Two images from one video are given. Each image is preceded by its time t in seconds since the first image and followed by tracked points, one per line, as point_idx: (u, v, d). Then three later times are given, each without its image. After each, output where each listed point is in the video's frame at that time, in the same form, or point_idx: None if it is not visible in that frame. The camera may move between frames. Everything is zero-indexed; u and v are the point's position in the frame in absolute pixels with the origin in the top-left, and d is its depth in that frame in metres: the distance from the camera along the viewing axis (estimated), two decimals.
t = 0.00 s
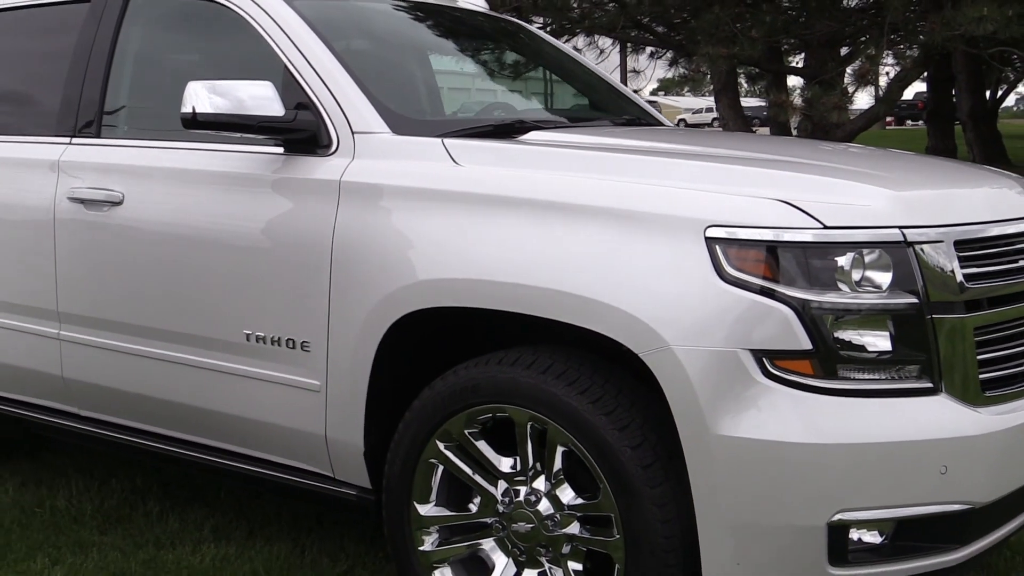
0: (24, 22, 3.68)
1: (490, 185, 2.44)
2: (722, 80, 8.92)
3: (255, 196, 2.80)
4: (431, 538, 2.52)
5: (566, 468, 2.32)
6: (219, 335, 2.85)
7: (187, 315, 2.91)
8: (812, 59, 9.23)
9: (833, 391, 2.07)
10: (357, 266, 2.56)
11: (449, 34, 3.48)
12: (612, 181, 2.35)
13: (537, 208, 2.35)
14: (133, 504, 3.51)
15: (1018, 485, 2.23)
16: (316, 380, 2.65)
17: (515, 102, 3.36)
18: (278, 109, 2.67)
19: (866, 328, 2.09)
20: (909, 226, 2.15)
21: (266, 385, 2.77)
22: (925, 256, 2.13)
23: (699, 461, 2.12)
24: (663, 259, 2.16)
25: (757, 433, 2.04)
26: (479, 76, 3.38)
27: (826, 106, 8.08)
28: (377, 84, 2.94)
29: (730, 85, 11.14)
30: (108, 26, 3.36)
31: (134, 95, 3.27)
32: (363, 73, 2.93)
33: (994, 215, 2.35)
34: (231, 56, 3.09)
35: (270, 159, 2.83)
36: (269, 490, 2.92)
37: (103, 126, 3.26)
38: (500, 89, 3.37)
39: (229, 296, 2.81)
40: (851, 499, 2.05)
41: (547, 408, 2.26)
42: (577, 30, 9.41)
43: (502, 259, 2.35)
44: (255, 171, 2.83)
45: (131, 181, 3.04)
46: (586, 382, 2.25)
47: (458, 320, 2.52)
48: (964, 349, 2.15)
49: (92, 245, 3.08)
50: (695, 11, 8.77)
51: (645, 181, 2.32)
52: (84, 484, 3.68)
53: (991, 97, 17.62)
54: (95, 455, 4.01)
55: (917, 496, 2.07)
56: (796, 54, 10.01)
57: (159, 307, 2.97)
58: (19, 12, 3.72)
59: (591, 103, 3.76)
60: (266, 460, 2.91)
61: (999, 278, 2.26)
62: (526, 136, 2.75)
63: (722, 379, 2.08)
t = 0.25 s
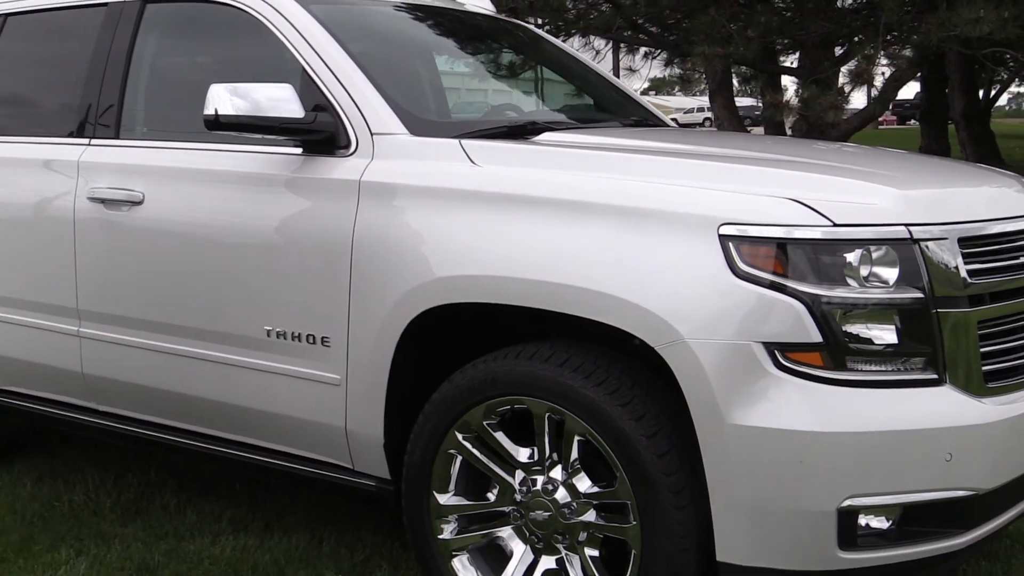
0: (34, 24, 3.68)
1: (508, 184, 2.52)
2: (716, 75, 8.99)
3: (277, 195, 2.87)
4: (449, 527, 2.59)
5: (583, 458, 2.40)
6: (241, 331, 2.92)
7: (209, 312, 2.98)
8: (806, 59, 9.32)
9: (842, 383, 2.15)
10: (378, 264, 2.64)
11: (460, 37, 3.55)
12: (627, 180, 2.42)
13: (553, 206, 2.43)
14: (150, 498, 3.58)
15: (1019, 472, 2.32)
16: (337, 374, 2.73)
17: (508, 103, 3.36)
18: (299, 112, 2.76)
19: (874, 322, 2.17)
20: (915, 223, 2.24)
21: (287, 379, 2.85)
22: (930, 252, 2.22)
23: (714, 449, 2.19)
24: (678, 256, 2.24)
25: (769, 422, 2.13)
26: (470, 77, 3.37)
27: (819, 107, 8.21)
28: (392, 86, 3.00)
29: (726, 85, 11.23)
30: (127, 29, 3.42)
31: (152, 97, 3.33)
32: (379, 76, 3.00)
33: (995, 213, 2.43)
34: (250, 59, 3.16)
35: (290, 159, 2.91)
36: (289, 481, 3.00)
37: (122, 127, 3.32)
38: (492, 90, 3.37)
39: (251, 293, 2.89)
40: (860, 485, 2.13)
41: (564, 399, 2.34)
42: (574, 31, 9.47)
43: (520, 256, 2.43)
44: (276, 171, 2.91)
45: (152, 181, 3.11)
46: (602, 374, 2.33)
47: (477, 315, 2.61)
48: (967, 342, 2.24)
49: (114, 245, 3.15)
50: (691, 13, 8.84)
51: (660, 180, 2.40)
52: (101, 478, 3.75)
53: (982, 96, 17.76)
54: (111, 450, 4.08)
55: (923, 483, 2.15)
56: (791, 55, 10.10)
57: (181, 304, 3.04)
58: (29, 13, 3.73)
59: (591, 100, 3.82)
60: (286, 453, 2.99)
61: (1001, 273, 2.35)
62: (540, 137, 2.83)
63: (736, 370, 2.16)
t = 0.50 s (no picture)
0: (51, 27, 3.74)
1: (525, 184, 2.59)
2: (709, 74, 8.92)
3: (296, 196, 2.94)
4: (468, 516, 2.67)
5: (598, 449, 2.48)
6: (261, 328, 3.00)
7: (228, 310, 3.05)
8: (799, 56, 9.29)
9: (851, 375, 2.23)
10: (397, 262, 2.71)
11: (470, 38, 3.62)
12: (641, 180, 2.50)
13: (569, 206, 2.51)
14: (165, 493, 3.64)
15: (1020, 460, 2.40)
16: (357, 369, 2.81)
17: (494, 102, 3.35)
18: (318, 114, 2.83)
19: (882, 316, 2.26)
20: (921, 221, 2.32)
21: (307, 375, 2.92)
22: (935, 249, 2.30)
23: (728, 439, 2.27)
24: (693, 253, 2.32)
25: (781, 413, 2.21)
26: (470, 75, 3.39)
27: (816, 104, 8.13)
28: (406, 88, 3.06)
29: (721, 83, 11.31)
30: (143, 31, 3.47)
31: (169, 99, 3.39)
32: (394, 78, 3.06)
33: (996, 210, 2.52)
34: (267, 61, 3.22)
35: (308, 160, 2.97)
36: (308, 475, 3.07)
37: (140, 128, 3.38)
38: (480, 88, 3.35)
39: (270, 291, 2.96)
40: (868, 474, 2.21)
41: (582, 393, 2.42)
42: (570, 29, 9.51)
43: (538, 254, 2.51)
44: (294, 172, 2.97)
45: (172, 183, 3.18)
46: (619, 368, 2.41)
47: (495, 312, 2.69)
48: (970, 334, 2.32)
49: (135, 244, 3.22)
50: (688, 10, 8.93)
51: (674, 180, 2.47)
52: (117, 473, 3.82)
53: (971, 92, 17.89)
54: (125, 446, 4.15)
55: (928, 471, 2.23)
56: (782, 51, 10.18)
57: (201, 302, 3.11)
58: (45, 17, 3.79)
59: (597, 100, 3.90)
60: (306, 447, 3.06)
61: (1002, 269, 2.43)
62: (553, 137, 2.90)
63: (749, 363, 2.24)
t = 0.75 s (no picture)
0: (66, 30, 3.78)
1: (541, 184, 2.66)
2: (701, 75, 8.74)
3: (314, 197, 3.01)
4: (485, 508, 2.74)
5: (614, 442, 2.55)
6: (280, 326, 3.06)
7: (247, 308, 3.12)
8: (788, 54, 9.18)
9: (860, 369, 2.30)
10: (416, 261, 2.78)
11: (480, 41, 3.69)
12: (655, 180, 2.57)
13: (585, 206, 2.58)
14: (179, 489, 3.70)
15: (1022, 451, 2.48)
16: (375, 365, 2.87)
17: (492, 102, 3.35)
18: (337, 117, 2.89)
19: (890, 312, 2.33)
20: (927, 220, 2.39)
21: (325, 371, 2.99)
22: (940, 246, 2.38)
23: (741, 431, 2.35)
24: (707, 251, 2.39)
25: (792, 406, 2.28)
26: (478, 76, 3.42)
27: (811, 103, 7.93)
28: (420, 89, 3.11)
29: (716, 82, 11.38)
30: (160, 35, 3.53)
31: (187, 101, 3.45)
32: (408, 80, 3.12)
33: (997, 209, 2.60)
34: (283, 64, 3.29)
35: (326, 162, 3.04)
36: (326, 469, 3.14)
37: (158, 130, 3.45)
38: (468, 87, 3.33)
39: (290, 290, 3.03)
40: (878, 464, 2.28)
41: (598, 387, 2.49)
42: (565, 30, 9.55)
43: (554, 252, 2.58)
44: (313, 173, 3.04)
45: (192, 185, 3.25)
46: (635, 363, 2.48)
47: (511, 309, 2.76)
48: (974, 329, 2.39)
49: (155, 244, 3.29)
50: (678, 12, 8.89)
51: (687, 180, 2.54)
52: (133, 470, 3.88)
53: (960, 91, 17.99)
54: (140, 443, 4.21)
55: (936, 462, 2.30)
56: (772, 51, 10.25)
57: (223, 300, 3.18)
58: (60, 20, 3.83)
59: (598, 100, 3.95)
60: (324, 443, 3.13)
61: (1003, 266, 2.51)
62: (565, 138, 2.97)
63: (761, 357, 2.31)
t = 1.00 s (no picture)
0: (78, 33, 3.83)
1: (557, 186, 2.73)
2: (693, 78, 8.64)
3: (331, 199, 3.07)
4: (502, 503, 2.80)
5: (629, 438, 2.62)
6: (297, 326, 3.12)
7: (264, 308, 3.17)
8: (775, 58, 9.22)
9: (869, 364, 2.37)
10: (433, 262, 2.84)
11: (488, 46, 3.76)
12: (669, 182, 2.64)
13: (600, 207, 2.65)
14: (190, 488, 3.74)
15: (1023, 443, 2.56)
16: (393, 364, 2.93)
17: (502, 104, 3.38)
18: (355, 120, 2.95)
19: (896, 309, 2.40)
20: (933, 220, 2.47)
21: (342, 370, 3.04)
22: (945, 245, 2.45)
23: (756, 425, 2.42)
24: (721, 250, 2.46)
25: (806, 400, 2.35)
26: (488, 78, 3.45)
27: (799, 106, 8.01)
28: (433, 92, 3.16)
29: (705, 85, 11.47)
30: (174, 39, 3.58)
31: (202, 104, 3.50)
32: (422, 84, 3.18)
33: (997, 210, 2.69)
34: (298, 68, 3.34)
35: (342, 164, 3.10)
36: (342, 467, 3.19)
37: (173, 133, 3.49)
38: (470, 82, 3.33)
39: (307, 289, 3.09)
40: (888, 456, 2.35)
41: (616, 384, 2.56)
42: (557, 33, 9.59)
43: (571, 252, 2.65)
44: (329, 176, 3.10)
45: (207, 186, 3.30)
46: (651, 360, 2.56)
47: (527, 308, 2.83)
48: (977, 325, 2.47)
49: (169, 246, 3.33)
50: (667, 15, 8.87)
51: (700, 182, 2.61)
52: (143, 470, 3.91)
53: (942, 94, 18.18)
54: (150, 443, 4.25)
55: (943, 453, 2.37)
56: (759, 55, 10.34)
57: (238, 301, 3.22)
58: (72, 23, 3.87)
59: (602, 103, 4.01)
60: (340, 441, 3.17)
61: (1003, 265, 2.60)
62: (577, 141, 3.03)
63: (775, 353, 2.38)
